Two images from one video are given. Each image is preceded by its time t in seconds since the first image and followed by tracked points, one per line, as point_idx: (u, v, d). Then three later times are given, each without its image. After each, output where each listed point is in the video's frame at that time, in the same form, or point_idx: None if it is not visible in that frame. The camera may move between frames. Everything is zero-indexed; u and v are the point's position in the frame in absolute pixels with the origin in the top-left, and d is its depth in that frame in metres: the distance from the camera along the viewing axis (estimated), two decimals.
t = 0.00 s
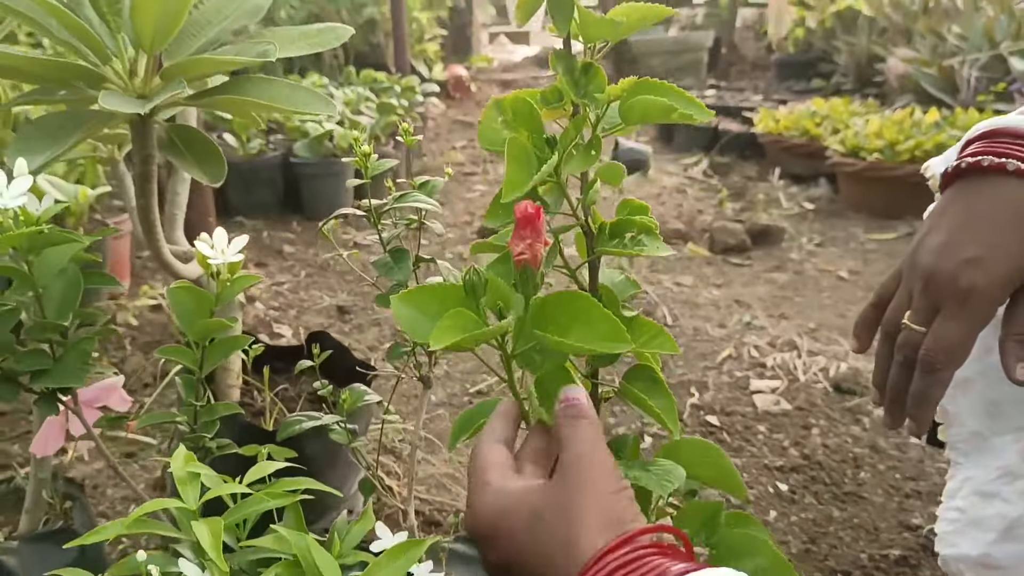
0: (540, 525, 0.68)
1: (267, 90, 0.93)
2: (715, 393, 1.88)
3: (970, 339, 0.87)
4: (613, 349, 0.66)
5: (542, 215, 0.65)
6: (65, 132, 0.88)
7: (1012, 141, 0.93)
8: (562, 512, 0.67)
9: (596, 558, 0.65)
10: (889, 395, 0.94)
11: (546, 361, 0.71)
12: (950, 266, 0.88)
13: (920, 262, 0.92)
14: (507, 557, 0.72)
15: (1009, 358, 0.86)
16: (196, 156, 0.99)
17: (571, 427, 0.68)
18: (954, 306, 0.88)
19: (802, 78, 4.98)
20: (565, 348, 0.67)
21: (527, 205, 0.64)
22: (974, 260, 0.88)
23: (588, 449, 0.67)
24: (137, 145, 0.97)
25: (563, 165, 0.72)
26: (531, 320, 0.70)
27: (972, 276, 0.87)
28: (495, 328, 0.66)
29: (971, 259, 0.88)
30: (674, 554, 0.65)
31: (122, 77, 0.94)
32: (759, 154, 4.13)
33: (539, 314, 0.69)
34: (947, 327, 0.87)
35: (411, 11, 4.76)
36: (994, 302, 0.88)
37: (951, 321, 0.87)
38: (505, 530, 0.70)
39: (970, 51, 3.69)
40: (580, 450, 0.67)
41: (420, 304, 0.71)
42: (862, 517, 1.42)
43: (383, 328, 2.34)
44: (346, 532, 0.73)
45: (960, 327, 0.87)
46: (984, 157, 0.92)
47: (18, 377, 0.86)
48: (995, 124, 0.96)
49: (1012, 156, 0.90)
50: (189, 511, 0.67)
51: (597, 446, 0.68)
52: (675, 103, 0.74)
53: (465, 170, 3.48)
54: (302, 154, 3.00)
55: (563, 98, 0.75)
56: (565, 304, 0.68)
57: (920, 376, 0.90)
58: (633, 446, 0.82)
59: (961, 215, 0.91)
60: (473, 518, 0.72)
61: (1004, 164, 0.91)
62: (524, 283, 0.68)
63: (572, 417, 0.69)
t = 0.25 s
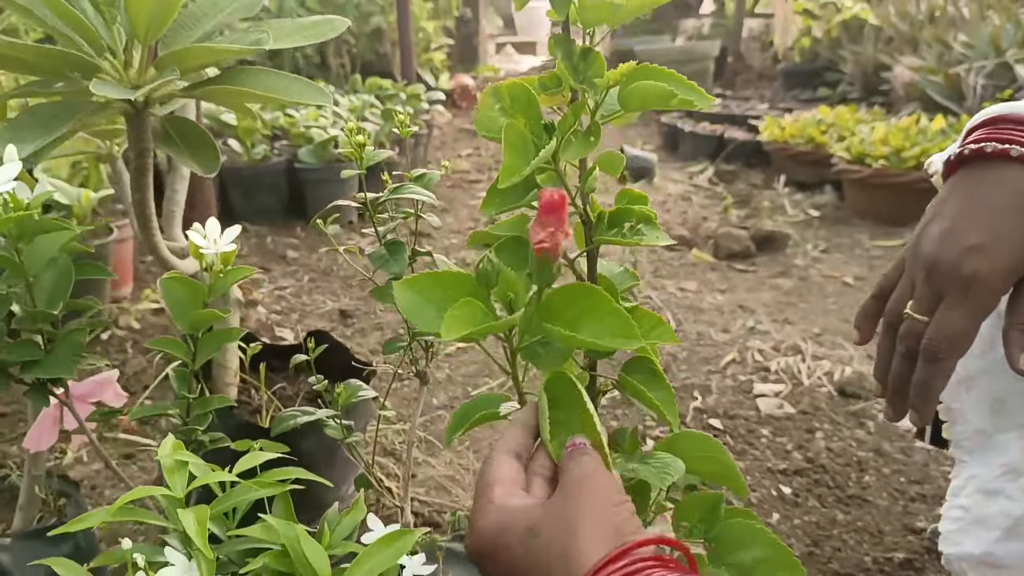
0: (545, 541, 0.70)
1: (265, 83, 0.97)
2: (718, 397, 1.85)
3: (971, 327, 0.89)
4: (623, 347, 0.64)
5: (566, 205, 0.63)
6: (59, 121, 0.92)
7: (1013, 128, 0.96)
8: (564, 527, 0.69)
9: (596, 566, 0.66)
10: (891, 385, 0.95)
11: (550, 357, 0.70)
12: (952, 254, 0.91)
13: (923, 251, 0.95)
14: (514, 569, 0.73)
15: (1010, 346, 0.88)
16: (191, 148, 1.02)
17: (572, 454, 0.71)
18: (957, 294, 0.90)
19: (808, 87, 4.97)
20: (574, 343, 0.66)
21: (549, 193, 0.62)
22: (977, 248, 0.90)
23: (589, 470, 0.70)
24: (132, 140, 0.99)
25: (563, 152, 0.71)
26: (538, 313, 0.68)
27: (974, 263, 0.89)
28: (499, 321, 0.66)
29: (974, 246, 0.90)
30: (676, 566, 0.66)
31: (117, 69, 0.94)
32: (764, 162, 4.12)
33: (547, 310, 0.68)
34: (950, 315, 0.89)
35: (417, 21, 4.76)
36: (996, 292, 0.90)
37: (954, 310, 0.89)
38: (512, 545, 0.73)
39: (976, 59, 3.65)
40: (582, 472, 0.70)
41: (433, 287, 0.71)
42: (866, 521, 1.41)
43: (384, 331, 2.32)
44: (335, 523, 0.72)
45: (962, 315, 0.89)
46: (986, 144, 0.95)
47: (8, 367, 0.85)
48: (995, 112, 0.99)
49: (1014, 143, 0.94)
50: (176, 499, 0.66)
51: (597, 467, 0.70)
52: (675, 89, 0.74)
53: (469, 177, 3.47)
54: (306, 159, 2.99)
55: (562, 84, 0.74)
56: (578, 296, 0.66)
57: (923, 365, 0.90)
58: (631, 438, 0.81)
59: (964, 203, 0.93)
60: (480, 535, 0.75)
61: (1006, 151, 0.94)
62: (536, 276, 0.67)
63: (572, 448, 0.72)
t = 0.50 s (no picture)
0: None
1: (267, 77, 0.99)
2: (723, 398, 1.84)
3: (981, 322, 0.88)
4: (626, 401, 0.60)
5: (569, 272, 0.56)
6: (61, 115, 0.94)
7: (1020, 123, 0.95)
8: None
9: None
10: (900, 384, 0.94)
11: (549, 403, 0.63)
12: (961, 251, 0.91)
13: (931, 247, 0.94)
14: None
15: (1019, 344, 0.88)
16: (193, 141, 1.03)
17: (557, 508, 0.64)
18: (966, 290, 0.89)
19: (812, 91, 4.96)
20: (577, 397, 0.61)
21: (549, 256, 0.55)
22: (985, 244, 0.90)
23: (573, 522, 0.63)
24: (137, 135, 0.99)
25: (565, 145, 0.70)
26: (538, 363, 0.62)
27: (982, 260, 0.89)
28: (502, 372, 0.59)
29: (982, 242, 0.90)
30: None
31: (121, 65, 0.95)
32: (769, 166, 4.11)
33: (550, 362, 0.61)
34: (960, 311, 0.89)
35: (421, 25, 4.77)
36: (1005, 288, 0.90)
37: (964, 305, 0.89)
38: None
39: (981, 61, 3.62)
40: (565, 524, 0.63)
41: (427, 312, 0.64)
42: (872, 522, 1.40)
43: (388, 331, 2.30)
44: (339, 518, 0.71)
45: (972, 312, 0.89)
46: (994, 139, 0.95)
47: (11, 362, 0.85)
48: (1001, 108, 0.98)
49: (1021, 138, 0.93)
50: (179, 493, 0.65)
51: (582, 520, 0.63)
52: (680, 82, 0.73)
53: (474, 180, 3.47)
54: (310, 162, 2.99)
55: (565, 77, 0.73)
56: (578, 346, 0.60)
57: (932, 362, 0.90)
58: (635, 438, 0.80)
59: (972, 198, 0.93)
60: None
61: (1013, 146, 0.93)
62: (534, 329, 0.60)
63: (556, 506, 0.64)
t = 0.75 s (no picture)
0: None
1: (271, 70, 0.99)
2: (728, 397, 1.83)
3: (999, 308, 0.94)
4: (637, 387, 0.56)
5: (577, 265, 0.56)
6: (62, 107, 0.94)
7: None
8: None
9: None
10: (917, 370, 1.00)
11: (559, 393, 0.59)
12: (977, 238, 0.96)
13: (947, 232, 1.00)
14: None
15: None
16: (195, 134, 1.03)
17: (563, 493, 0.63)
18: (983, 277, 0.95)
19: (816, 91, 4.95)
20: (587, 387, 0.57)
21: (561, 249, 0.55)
22: (1000, 230, 0.95)
23: (583, 512, 0.62)
24: (140, 129, 0.99)
25: (574, 138, 0.70)
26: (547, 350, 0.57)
27: (999, 245, 0.94)
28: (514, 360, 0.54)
29: (997, 228, 0.95)
30: None
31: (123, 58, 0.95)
32: (772, 166, 4.10)
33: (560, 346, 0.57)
34: (978, 297, 0.95)
35: (424, 27, 4.76)
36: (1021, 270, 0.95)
37: (982, 291, 0.95)
38: None
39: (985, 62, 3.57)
40: (575, 514, 0.61)
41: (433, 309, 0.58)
42: (880, 521, 1.39)
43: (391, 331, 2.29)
44: (344, 513, 0.71)
45: (988, 297, 0.94)
46: (1008, 125, 1.00)
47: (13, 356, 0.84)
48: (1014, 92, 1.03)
49: None
50: (182, 488, 0.64)
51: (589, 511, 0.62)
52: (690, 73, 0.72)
53: (477, 181, 3.46)
54: (313, 162, 2.98)
55: (572, 67, 0.72)
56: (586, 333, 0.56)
57: (947, 349, 0.96)
58: (644, 432, 0.79)
59: (987, 186, 0.99)
60: None
61: None
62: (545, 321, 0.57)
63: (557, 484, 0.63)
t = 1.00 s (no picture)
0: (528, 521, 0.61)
1: (272, 62, 1.00)
2: (730, 393, 1.83)
3: (996, 302, 0.90)
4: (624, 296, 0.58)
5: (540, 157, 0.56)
6: (63, 99, 0.94)
7: None
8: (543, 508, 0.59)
9: (591, 552, 0.56)
10: (915, 366, 0.95)
11: (556, 327, 0.63)
12: (975, 231, 0.92)
13: (945, 226, 0.95)
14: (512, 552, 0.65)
15: None
16: (197, 126, 1.03)
17: (506, 394, 0.58)
18: (981, 270, 0.91)
19: (817, 90, 4.94)
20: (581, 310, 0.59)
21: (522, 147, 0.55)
22: (1000, 223, 0.91)
23: (544, 422, 0.58)
24: (142, 123, 1.00)
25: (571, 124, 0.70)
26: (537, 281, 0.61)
27: (999, 238, 0.90)
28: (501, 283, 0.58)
29: (996, 221, 0.91)
30: (678, 533, 0.58)
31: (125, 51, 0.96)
32: (773, 165, 4.10)
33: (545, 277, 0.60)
34: (975, 290, 0.90)
35: (425, 26, 4.76)
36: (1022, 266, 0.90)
37: (980, 286, 0.90)
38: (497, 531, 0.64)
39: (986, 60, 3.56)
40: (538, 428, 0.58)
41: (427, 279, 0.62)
42: (882, 516, 1.39)
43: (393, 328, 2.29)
44: (347, 504, 0.71)
45: (987, 291, 0.90)
46: (1010, 116, 0.95)
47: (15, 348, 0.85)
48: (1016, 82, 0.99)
49: None
50: (185, 477, 0.64)
51: (552, 419, 0.59)
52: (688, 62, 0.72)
53: (478, 180, 3.46)
54: (314, 160, 2.98)
55: (570, 56, 0.73)
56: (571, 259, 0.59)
57: (946, 343, 0.91)
58: (645, 421, 0.78)
59: (987, 178, 0.94)
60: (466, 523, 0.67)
61: None
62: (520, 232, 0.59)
63: (493, 381, 0.58)
